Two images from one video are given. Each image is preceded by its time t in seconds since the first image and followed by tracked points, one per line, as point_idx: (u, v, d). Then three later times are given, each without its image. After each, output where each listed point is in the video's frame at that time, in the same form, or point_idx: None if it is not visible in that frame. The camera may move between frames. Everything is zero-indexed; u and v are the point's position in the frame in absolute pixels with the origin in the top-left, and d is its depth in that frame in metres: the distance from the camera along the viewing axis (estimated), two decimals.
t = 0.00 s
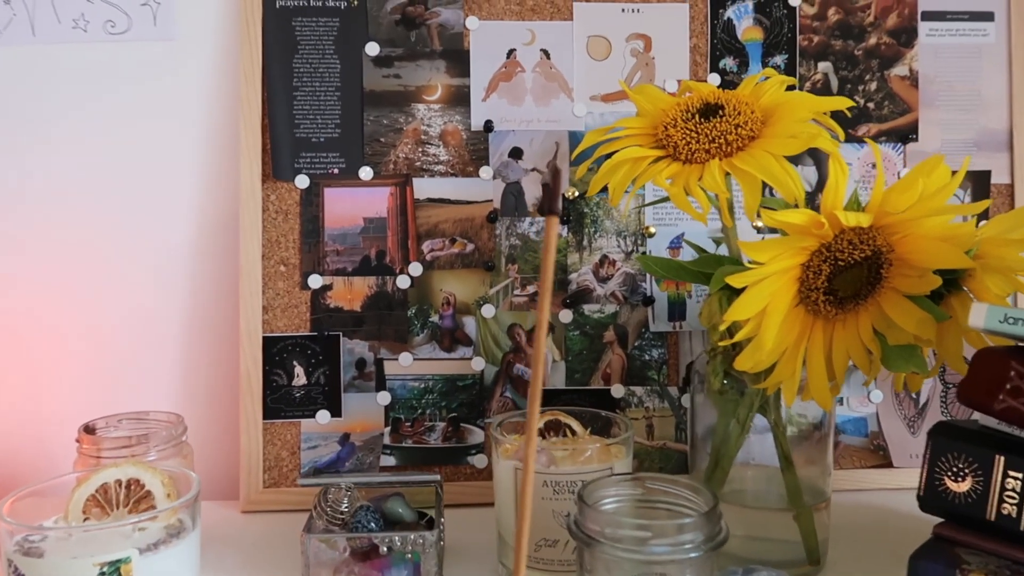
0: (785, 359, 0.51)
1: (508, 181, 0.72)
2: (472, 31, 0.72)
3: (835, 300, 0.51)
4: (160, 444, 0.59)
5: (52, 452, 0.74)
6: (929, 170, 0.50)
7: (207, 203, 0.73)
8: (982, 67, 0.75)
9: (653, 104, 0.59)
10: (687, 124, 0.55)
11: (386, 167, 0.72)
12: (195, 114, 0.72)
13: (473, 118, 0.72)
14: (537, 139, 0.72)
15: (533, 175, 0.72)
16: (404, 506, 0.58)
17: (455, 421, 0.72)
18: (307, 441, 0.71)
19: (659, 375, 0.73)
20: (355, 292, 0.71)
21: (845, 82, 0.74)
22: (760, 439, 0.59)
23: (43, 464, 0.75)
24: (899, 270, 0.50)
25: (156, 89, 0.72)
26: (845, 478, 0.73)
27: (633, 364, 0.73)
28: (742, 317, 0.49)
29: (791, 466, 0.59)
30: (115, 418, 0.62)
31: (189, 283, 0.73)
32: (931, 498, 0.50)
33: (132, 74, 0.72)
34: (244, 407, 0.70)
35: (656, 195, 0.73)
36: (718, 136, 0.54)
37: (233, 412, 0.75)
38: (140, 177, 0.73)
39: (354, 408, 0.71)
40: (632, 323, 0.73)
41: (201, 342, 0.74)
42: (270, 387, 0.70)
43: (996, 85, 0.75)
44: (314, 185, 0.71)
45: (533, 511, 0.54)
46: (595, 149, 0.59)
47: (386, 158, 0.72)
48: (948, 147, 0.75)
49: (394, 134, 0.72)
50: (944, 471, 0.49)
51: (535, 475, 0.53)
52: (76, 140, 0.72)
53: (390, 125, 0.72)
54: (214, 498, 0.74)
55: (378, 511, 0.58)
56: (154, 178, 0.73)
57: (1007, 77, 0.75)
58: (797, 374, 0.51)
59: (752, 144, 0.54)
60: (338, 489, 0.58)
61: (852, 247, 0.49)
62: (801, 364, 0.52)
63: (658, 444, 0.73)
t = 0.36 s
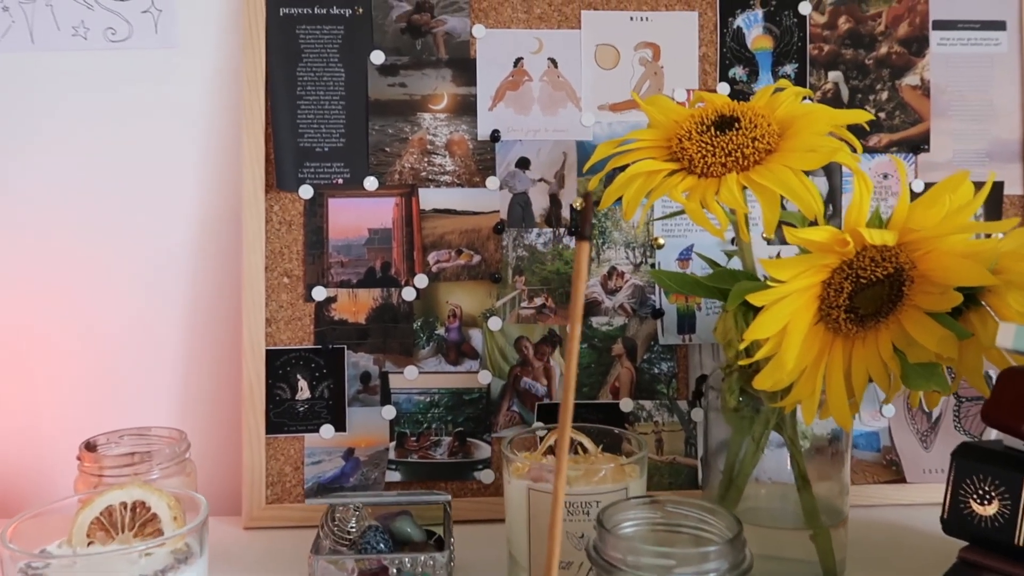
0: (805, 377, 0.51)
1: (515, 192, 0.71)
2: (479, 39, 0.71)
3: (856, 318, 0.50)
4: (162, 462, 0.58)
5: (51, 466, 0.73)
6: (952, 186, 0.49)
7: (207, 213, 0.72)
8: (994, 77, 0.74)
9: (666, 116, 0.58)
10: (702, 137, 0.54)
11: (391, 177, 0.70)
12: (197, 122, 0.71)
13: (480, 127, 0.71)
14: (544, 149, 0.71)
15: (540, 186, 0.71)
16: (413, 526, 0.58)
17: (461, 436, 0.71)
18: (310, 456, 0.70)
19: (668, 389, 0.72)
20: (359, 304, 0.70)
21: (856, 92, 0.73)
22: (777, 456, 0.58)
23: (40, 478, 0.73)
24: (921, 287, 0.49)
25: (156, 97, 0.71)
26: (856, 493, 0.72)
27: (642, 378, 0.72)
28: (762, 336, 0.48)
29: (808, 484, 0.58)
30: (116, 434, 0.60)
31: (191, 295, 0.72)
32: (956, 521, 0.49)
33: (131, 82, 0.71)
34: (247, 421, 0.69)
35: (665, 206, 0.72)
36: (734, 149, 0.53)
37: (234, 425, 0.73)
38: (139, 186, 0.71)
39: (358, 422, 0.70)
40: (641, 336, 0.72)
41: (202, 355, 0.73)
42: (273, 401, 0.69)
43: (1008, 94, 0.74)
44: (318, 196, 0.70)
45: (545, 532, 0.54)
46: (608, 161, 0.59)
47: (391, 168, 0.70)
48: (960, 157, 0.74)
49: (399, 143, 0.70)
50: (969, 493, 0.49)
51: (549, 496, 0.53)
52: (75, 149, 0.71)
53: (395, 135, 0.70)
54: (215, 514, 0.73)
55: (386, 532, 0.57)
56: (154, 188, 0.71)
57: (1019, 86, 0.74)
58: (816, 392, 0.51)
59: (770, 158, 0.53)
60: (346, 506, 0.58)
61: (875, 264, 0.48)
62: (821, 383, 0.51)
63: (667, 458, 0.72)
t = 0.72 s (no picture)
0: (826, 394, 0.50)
1: (524, 202, 0.70)
2: (488, 47, 0.70)
3: (878, 333, 0.49)
4: (167, 480, 0.56)
5: (52, 481, 0.72)
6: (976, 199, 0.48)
7: (212, 225, 0.71)
8: (1009, 85, 0.73)
9: (680, 126, 0.57)
10: (719, 147, 0.53)
11: (398, 187, 0.69)
12: (202, 132, 0.70)
13: (489, 137, 0.70)
14: (554, 158, 0.70)
15: (550, 196, 0.70)
16: (422, 544, 0.56)
17: (470, 451, 0.69)
18: (316, 472, 0.68)
19: (680, 402, 0.71)
20: (366, 317, 0.69)
21: (869, 100, 0.72)
22: (794, 471, 0.57)
23: (41, 494, 0.72)
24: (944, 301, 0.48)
25: (159, 106, 0.70)
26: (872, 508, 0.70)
27: (653, 391, 0.71)
28: (783, 352, 0.47)
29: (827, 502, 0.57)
30: (119, 450, 0.59)
31: (195, 307, 0.71)
32: (983, 541, 0.51)
33: (135, 90, 0.69)
34: (252, 437, 0.67)
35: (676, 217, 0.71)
36: (752, 160, 0.52)
37: (238, 439, 0.72)
38: (142, 197, 0.70)
39: (365, 437, 0.69)
40: (652, 348, 0.71)
41: (206, 367, 0.71)
42: (278, 416, 0.68)
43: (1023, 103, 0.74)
44: (324, 206, 0.69)
45: (560, 552, 0.53)
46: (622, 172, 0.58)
47: (398, 178, 0.69)
48: (975, 166, 0.73)
49: (407, 153, 0.69)
50: (995, 515, 0.50)
51: (564, 516, 0.52)
52: (77, 158, 0.70)
53: (402, 144, 0.69)
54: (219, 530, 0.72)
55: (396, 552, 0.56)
56: (157, 198, 0.70)
57: None
58: (838, 409, 0.50)
59: (788, 169, 0.52)
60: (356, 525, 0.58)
61: (898, 278, 0.47)
62: (842, 399, 0.50)
63: (679, 473, 0.71)
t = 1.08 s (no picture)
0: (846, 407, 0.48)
1: (532, 210, 0.69)
2: (495, 52, 0.68)
3: (900, 345, 0.48)
4: (168, 496, 0.55)
5: (50, 495, 0.70)
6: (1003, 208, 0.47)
7: (213, 233, 0.69)
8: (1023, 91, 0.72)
9: (693, 133, 0.56)
10: (734, 155, 0.52)
11: (404, 195, 0.68)
12: (204, 138, 0.69)
13: (496, 143, 0.69)
14: (562, 165, 0.69)
15: (558, 204, 0.69)
16: (431, 561, 0.55)
17: (476, 463, 0.68)
18: (320, 485, 0.67)
19: (691, 413, 0.69)
20: (371, 326, 0.68)
21: (882, 106, 0.71)
22: (811, 486, 0.56)
23: (39, 508, 0.70)
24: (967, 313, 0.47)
25: (160, 112, 0.68)
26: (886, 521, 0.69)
27: (663, 402, 0.69)
28: (802, 365, 0.46)
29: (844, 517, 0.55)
30: (119, 464, 0.58)
31: (196, 317, 0.70)
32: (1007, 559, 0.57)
33: (135, 96, 0.68)
34: (254, 449, 0.66)
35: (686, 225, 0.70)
36: (769, 168, 0.51)
37: (241, 451, 0.71)
38: (142, 204, 0.69)
39: (370, 449, 0.67)
40: (662, 358, 0.69)
41: (207, 378, 0.70)
42: (281, 427, 0.67)
43: None
44: (328, 214, 0.67)
45: (573, 570, 0.51)
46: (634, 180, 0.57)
47: (404, 185, 0.68)
48: (989, 173, 0.72)
49: (412, 159, 0.68)
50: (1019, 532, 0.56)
51: (577, 533, 0.51)
52: (77, 166, 0.68)
53: (408, 151, 0.68)
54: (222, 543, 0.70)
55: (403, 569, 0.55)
56: (157, 206, 0.69)
57: None
58: (858, 423, 0.48)
59: (806, 178, 0.51)
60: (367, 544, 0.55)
61: (921, 290, 0.46)
62: (862, 413, 0.49)
63: (690, 485, 0.69)
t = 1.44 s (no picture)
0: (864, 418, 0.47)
1: (536, 214, 0.67)
2: (499, 53, 0.67)
3: (920, 354, 0.46)
4: (167, 509, 0.53)
5: (43, 507, 0.69)
6: None
7: (211, 239, 0.68)
8: None
9: (704, 136, 0.55)
10: (747, 158, 0.50)
11: (406, 199, 0.67)
12: (201, 142, 0.67)
13: (500, 146, 0.67)
14: (568, 169, 0.68)
15: (563, 208, 0.68)
16: None
17: (480, 473, 0.67)
18: (320, 496, 0.65)
19: (699, 422, 0.68)
20: (373, 333, 0.66)
21: (893, 109, 0.70)
22: (825, 498, 0.54)
23: (32, 520, 0.69)
24: (989, 321, 0.46)
25: (157, 114, 0.67)
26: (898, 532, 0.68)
27: (671, 411, 0.68)
28: (821, 375, 0.44)
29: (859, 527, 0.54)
30: (115, 476, 0.56)
31: (194, 324, 0.68)
32: None
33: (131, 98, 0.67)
34: (253, 460, 0.64)
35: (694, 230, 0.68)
36: (784, 172, 0.49)
37: (239, 461, 0.69)
38: (139, 208, 0.67)
39: (371, 460, 0.66)
40: (670, 365, 0.68)
41: (205, 386, 0.68)
42: (281, 437, 0.65)
43: None
44: (329, 219, 0.66)
45: None
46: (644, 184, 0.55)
47: (406, 189, 0.67)
48: (1001, 176, 0.71)
49: (415, 163, 0.67)
50: None
51: (587, 547, 0.50)
52: (70, 170, 0.67)
53: (410, 154, 0.67)
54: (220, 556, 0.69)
55: None
56: (154, 210, 0.67)
57: None
58: (876, 434, 0.47)
59: (822, 182, 0.49)
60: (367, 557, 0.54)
61: (943, 297, 0.45)
62: (881, 424, 0.48)
63: (699, 495, 0.68)
